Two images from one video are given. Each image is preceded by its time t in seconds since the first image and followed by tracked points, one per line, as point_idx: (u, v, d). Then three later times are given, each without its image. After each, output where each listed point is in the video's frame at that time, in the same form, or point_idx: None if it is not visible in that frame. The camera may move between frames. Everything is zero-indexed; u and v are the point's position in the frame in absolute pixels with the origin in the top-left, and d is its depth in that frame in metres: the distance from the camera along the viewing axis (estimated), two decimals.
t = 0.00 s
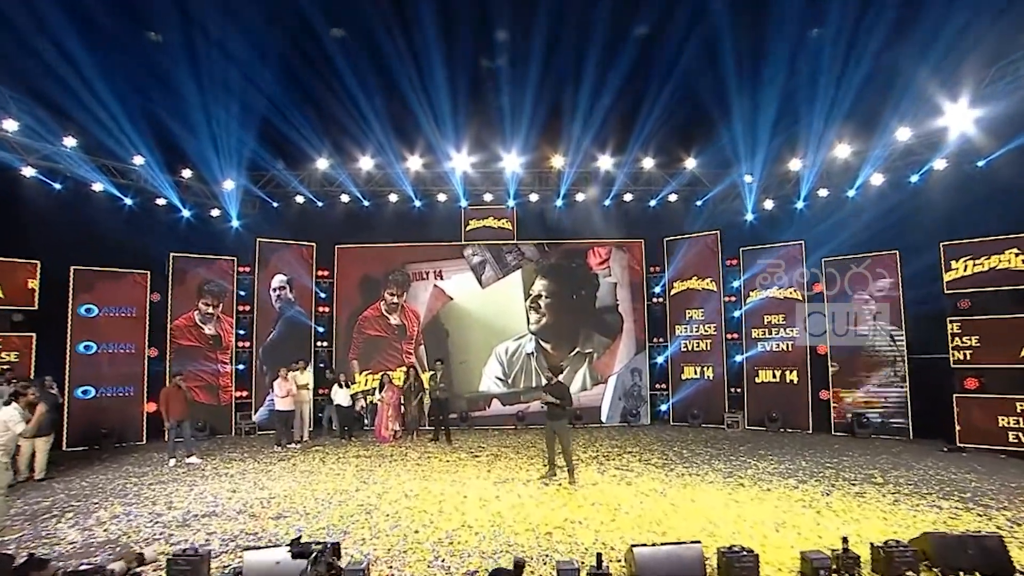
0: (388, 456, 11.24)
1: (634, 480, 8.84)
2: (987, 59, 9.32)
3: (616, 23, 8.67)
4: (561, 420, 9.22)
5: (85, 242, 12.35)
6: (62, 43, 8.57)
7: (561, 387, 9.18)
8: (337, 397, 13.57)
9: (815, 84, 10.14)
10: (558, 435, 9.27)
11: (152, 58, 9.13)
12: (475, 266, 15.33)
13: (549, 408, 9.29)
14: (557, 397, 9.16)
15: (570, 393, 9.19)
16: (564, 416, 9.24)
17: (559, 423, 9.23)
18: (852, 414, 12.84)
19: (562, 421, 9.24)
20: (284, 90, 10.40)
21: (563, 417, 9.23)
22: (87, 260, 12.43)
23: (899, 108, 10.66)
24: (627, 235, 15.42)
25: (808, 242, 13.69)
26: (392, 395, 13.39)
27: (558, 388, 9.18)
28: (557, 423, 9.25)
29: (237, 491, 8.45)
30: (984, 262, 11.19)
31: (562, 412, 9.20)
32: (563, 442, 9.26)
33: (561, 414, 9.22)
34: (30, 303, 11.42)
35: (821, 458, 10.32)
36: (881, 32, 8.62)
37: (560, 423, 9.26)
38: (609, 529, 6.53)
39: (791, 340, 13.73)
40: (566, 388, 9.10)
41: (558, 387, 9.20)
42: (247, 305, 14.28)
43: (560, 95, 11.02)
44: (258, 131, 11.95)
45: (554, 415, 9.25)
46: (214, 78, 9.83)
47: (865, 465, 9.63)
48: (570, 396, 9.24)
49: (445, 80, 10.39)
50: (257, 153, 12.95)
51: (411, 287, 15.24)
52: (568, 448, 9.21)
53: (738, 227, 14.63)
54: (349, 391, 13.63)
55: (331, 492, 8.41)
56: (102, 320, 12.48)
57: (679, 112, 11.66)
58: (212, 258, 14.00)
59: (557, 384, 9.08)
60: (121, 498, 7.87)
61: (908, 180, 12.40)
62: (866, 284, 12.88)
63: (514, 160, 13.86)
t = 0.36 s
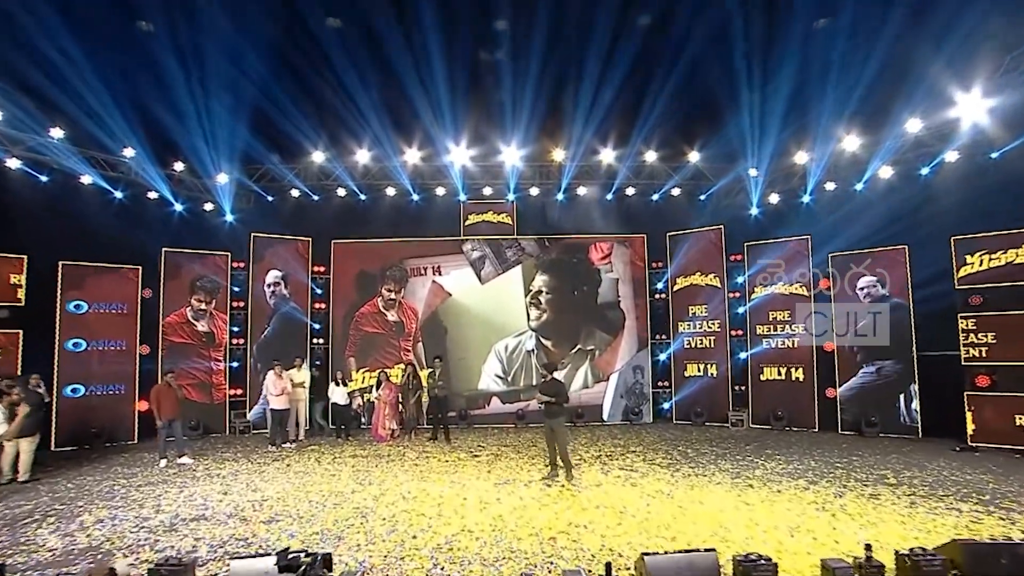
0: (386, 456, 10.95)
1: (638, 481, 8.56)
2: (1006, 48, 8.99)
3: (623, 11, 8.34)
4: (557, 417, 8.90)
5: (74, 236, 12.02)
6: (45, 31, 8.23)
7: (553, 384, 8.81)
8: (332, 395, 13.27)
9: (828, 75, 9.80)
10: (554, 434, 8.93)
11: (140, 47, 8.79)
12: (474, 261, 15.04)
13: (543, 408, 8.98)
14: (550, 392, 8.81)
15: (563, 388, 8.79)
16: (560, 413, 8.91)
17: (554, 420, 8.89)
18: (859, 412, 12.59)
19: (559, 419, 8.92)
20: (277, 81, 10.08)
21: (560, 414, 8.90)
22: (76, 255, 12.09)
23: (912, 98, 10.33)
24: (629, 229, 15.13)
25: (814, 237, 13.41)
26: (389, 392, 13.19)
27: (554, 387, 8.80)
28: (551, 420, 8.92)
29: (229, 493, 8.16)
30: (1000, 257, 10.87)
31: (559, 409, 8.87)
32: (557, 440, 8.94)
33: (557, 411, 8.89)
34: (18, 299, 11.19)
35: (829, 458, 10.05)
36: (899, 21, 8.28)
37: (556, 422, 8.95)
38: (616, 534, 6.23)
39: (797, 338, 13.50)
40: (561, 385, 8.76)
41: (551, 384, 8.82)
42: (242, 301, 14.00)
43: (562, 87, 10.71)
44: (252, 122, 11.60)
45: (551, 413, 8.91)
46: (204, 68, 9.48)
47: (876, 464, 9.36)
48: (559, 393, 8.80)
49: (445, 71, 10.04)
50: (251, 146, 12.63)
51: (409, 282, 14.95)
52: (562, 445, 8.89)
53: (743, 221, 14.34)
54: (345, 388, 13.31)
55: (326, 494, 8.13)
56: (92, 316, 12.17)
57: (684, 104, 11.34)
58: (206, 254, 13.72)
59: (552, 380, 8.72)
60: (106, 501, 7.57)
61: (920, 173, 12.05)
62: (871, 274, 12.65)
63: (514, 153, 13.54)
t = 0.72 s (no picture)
0: (383, 455, 10.64)
1: (645, 483, 8.25)
2: None
3: None
4: (555, 416, 8.57)
5: (63, 231, 11.66)
6: (25, 16, 7.86)
7: (548, 381, 8.46)
8: (332, 392, 12.93)
9: (842, 65, 9.44)
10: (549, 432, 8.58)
11: (126, 33, 8.43)
12: (474, 256, 14.70)
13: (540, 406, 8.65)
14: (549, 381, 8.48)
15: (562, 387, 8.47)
16: (558, 411, 8.59)
17: (551, 419, 8.56)
18: (868, 410, 12.31)
19: (557, 418, 8.61)
20: (270, 71, 9.73)
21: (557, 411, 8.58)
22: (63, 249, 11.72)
23: (927, 88, 9.99)
24: (632, 223, 14.81)
25: (822, 231, 13.09)
26: (386, 390, 12.73)
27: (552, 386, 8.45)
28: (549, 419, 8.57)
29: (220, 495, 7.85)
30: (1020, 250, 10.55)
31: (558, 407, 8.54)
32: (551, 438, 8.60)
33: (554, 410, 8.56)
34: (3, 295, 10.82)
35: (839, 457, 9.77)
36: (918, 7, 7.93)
37: (552, 422, 8.62)
38: (624, 540, 5.93)
39: (804, 334, 13.18)
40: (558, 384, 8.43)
41: (548, 382, 8.48)
42: (235, 297, 13.67)
43: (564, 77, 10.37)
44: (245, 113, 11.23)
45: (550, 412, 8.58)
46: (193, 56, 9.12)
47: (889, 464, 9.06)
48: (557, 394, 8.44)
49: (444, 60, 9.69)
50: (244, 137, 12.28)
51: (407, 278, 14.62)
52: (555, 443, 8.54)
53: (749, 215, 14.02)
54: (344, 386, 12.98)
55: (320, 497, 7.82)
56: (81, 312, 11.82)
57: (691, 95, 11.01)
58: (199, 248, 13.37)
59: (551, 379, 8.40)
60: (91, 504, 7.26)
61: (932, 163, 11.77)
62: (884, 269, 12.24)
63: (514, 145, 13.20)
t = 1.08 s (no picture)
0: (379, 453, 10.35)
1: (651, 482, 7.96)
2: None
3: None
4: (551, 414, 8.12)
5: (50, 222, 11.27)
6: None
7: (543, 376, 8.09)
8: (332, 387, 12.58)
9: (856, 53, 9.11)
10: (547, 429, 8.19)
11: (110, 15, 8.07)
12: (472, 248, 14.40)
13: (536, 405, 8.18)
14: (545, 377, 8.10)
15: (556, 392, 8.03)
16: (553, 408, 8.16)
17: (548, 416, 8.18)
18: (875, 406, 12.06)
19: (552, 417, 8.17)
20: (262, 57, 9.39)
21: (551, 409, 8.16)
22: (50, 241, 11.32)
23: (942, 76, 9.67)
24: (634, 215, 14.51)
25: (829, 223, 12.80)
26: (383, 386, 12.38)
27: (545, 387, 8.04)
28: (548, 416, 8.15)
29: (210, 495, 7.56)
30: None
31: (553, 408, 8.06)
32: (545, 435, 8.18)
33: (551, 408, 8.05)
34: None
35: (849, 454, 9.50)
36: None
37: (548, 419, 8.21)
38: (632, 544, 5.64)
39: (810, 328, 12.90)
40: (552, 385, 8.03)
41: (541, 378, 8.09)
42: (228, 290, 13.37)
43: (566, 66, 10.05)
44: (235, 100, 10.88)
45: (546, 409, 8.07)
46: (181, 41, 8.75)
47: (901, 462, 8.79)
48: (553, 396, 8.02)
49: (443, 48, 9.33)
50: (235, 125, 11.94)
51: (404, 271, 14.30)
52: (547, 439, 8.14)
53: (753, 206, 13.73)
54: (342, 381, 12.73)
55: (313, 497, 7.52)
56: (67, 306, 11.42)
57: (696, 84, 10.68)
58: (190, 240, 13.06)
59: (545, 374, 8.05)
60: (73, 505, 6.95)
61: (944, 153, 11.44)
62: (891, 262, 12.01)
63: (514, 135, 12.87)
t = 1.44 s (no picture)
0: (377, 448, 10.08)
1: (658, 479, 7.69)
2: None
3: None
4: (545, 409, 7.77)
5: (36, 211, 10.86)
6: None
7: (535, 370, 7.86)
8: (327, 380, 12.26)
9: (873, 35, 8.75)
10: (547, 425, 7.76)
11: None
12: (472, 238, 14.09)
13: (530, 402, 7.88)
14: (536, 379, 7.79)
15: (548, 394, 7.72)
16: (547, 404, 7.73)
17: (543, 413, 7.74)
18: (884, 400, 11.79)
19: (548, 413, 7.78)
20: (254, 39, 9.04)
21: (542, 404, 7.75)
22: (37, 230, 10.90)
23: (960, 60, 9.33)
24: (637, 204, 14.19)
25: (837, 213, 12.49)
26: (380, 378, 12.13)
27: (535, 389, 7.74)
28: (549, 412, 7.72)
29: (201, 493, 7.28)
30: None
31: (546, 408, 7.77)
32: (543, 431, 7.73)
33: (545, 401, 7.76)
34: None
35: (859, 449, 9.24)
36: None
37: (544, 416, 7.80)
38: (643, 547, 5.36)
39: (818, 321, 12.63)
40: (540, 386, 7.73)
41: (534, 371, 7.87)
42: (222, 281, 13.06)
43: (569, 51, 9.71)
44: (227, 84, 10.53)
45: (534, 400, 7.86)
46: (170, 22, 8.39)
47: (915, 458, 8.53)
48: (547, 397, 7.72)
49: (444, 30, 8.96)
50: (227, 110, 11.59)
51: (403, 262, 14.00)
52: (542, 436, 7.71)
53: (760, 196, 13.43)
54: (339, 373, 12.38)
55: (308, 495, 7.24)
56: (55, 297, 11.12)
57: (704, 70, 10.34)
58: (182, 230, 12.72)
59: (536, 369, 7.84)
60: (57, 504, 6.67)
61: (959, 141, 11.04)
62: (900, 253, 11.75)
63: (515, 122, 12.50)
